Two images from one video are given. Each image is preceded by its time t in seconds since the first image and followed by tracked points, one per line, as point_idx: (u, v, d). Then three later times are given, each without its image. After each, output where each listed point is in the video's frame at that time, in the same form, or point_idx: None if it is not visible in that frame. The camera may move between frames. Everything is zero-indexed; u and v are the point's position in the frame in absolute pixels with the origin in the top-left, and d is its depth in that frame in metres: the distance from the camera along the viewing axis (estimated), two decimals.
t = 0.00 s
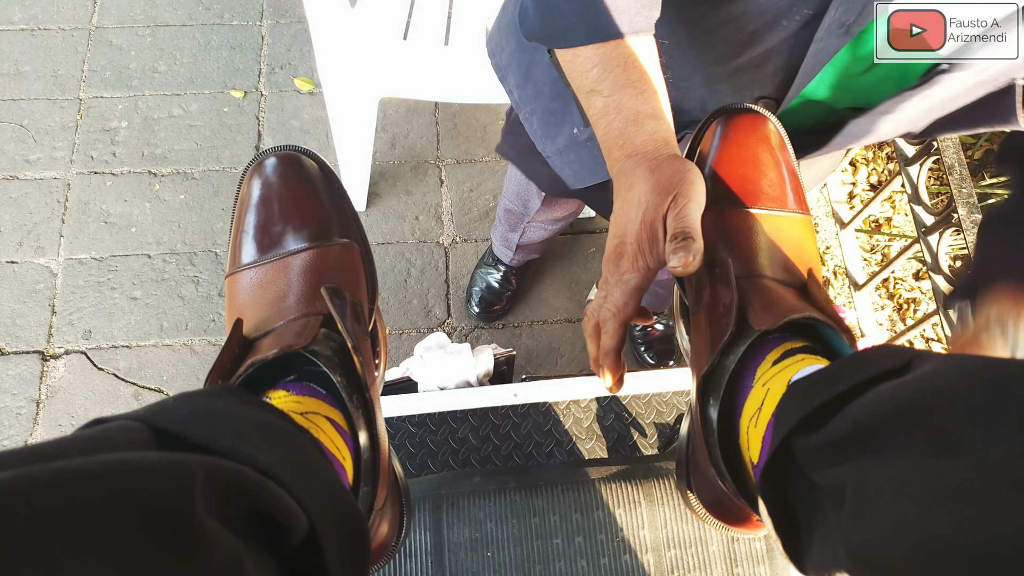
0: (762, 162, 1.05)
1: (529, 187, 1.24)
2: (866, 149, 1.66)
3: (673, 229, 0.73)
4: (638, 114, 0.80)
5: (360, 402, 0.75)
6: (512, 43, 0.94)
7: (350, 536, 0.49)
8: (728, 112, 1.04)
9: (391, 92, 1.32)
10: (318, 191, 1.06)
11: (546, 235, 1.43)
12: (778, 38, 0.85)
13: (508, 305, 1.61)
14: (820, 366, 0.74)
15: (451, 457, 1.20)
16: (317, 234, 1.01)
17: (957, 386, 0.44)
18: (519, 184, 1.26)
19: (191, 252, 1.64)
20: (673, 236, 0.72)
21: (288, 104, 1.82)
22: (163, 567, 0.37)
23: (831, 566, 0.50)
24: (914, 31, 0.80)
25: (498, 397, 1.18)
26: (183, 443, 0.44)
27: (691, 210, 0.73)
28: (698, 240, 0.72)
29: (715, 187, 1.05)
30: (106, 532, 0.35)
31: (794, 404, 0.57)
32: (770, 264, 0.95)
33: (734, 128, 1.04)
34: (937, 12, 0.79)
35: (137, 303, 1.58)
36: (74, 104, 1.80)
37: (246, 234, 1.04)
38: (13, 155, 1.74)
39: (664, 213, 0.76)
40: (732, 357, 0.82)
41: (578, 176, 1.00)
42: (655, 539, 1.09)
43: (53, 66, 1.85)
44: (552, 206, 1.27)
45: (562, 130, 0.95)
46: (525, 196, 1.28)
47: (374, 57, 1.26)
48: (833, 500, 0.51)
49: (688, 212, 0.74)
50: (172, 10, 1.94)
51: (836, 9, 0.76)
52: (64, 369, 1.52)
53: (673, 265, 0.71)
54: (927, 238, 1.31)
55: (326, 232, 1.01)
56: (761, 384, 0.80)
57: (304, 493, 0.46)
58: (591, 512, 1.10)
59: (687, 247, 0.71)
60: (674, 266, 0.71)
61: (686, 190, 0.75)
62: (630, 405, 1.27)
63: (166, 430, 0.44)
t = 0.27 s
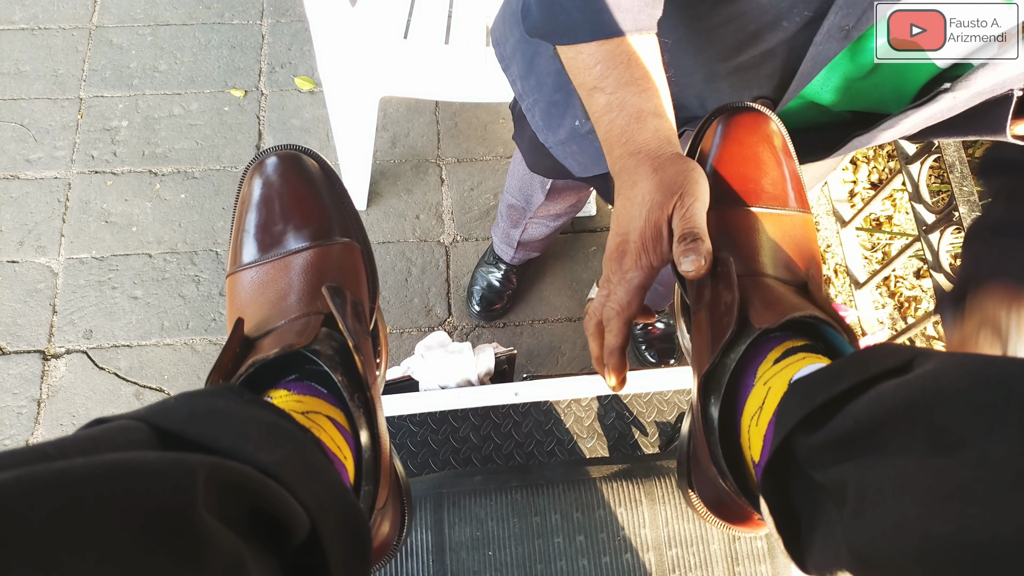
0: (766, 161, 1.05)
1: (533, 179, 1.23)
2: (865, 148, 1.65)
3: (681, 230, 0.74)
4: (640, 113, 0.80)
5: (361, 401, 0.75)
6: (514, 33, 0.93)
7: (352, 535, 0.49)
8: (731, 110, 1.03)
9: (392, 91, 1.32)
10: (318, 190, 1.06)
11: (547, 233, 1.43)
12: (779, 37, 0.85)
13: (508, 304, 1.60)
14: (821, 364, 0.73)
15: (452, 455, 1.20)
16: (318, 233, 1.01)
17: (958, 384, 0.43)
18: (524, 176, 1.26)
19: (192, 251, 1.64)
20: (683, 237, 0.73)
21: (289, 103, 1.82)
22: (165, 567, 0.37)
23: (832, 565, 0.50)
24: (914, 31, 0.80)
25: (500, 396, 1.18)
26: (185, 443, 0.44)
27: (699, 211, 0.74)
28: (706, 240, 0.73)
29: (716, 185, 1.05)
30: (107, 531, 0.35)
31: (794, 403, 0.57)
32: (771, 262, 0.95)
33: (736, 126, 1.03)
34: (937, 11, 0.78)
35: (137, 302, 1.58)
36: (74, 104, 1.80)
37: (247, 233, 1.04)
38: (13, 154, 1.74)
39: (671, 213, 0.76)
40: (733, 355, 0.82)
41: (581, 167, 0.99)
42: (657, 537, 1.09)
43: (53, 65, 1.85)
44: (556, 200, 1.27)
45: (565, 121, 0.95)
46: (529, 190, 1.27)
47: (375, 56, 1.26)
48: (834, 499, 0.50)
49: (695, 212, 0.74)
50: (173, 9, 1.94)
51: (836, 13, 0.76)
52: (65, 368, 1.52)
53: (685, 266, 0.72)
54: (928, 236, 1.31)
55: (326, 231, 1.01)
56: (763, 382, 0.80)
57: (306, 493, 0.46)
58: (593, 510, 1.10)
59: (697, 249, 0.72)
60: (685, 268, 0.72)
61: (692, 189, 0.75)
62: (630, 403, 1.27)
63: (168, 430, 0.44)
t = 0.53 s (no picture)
0: (769, 161, 1.05)
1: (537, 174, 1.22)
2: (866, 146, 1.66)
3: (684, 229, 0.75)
4: (642, 111, 0.80)
5: (362, 401, 0.75)
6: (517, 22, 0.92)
7: (354, 534, 0.49)
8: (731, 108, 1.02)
9: (392, 90, 1.32)
10: (319, 189, 1.06)
11: (548, 229, 1.43)
12: (779, 49, 0.85)
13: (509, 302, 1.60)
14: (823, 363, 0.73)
15: (453, 455, 1.20)
16: (319, 232, 1.01)
17: (959, 383, 0.43)
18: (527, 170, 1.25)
19: (192, 250, 1.64)
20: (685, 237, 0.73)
21: (290, 101, 1.82)
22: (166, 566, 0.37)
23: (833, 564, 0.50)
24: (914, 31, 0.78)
25: (499, 395, 1.20)
26: (186, 442, 0.44)
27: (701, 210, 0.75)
28: (708, 240, 0.74)
29: (717, 184, 1.05)
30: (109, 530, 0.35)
31: (795, 402, 0.57)
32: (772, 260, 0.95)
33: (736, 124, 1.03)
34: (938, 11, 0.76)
35: (138, 301, 1.58)
36: (75, 103, 1.80)
37: (248, 232, 1.04)
38: (14, 153, 1.74)
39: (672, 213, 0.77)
40: (733, 354, 0.82)
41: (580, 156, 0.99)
42: (657, 536, 1.09)
43: (54, 64, 1.85)
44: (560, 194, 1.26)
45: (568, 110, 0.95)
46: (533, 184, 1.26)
47: (375, 54, 1.26)
48: (835, 498, 0.50)
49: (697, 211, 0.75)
50: (173, 8, 1.94)
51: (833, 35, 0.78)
52: (66, 367, 1.52)
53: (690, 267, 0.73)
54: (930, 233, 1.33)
55: (327, 230, 1.01)
56: (763, 381, 0.80)
57: (307, 492, 0.46)
58: (594, 509, 1.10)
59: (700, 250, 0.73)
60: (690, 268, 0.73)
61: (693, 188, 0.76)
62: (631, 402, 1.27)
63: (169, 429, 0.44)
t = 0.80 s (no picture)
0: (767, 160, 1.05)
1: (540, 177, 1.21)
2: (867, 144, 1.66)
3: (683, 229, 0.75)
4: (641, 111, 0.79)
5: (364, 399, 0.75)
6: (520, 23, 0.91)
7: (356, 533, 0.49)
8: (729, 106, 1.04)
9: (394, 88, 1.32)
10: (319, 188, 1.06)
11: (556, 230, 1.42)
12: (779, 53, 0.90)
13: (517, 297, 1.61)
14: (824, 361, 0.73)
15: (455, 453, 1.20)
16: (320, 231, 1.01)
17: (961, 382, 0.43)
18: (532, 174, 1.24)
19: (193, 249, 1.64)
20: (684, 237, 0.74)
21: (290, 100, 1.82)
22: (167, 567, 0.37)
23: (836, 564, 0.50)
24: (915, 31, 0.81)
25: (501, 393, 1.21)
26: (187, 441, 0.44)
27: (699, 210, 0.75)
28: (709, 240, 0.73)
29: (719, 182, 1.04)
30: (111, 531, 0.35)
31: (798, 401, 0.56)
32: (774, 259, 0.95)
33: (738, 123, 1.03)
34: (938, 12, 0.80)
35: (140, 300, 1.58)
36: (75, 102, 1.80)
37: (248, 232, 1.04)
38: (15, 152, 1.74)
39: (671, 213, 0.77)
40: (735, 353, 0.82)
41: (578, 160, 0.99)
42: (659, 535, 1.09)
43: (54, 64, 1.85)
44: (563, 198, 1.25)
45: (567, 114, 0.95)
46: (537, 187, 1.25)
47: (376, 52, 1.26)
48: (837, 497, 0.50)
49: (696, 211, 0.75)
50: (174, 7, 1.94)
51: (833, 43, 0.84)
52: (67, 366, 1.52)
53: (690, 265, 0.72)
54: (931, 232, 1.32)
55: (328, 229, 1.01)
56: (764, 380, 0.80)
57: (308, 491, 0.46)
58: (595, 508, 1.10)
59: (700, 250, 0.73)
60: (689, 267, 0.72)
61: (693, 189, 0.75)
62: (633, 401, 1.27)
63: (170, 429, 0.44)
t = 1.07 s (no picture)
0: (769, 160, 1.06)
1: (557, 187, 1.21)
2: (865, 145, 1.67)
3: (682, 230, 0.74)
4: (632, 114, 0.80)
5: (362, 403, 0.74)
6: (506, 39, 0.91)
7: (355, 539, 0.49)
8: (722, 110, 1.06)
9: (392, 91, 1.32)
10: (317, 191, 1.06)
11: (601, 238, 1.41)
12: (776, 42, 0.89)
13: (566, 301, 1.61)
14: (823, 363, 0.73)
15: (453, 456, 1.19)
16: (318, 235, 1.00)
17: (960, 383, 0.43)
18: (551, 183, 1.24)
19: (191, 252, 1.64)
20: (684, 238, 0.73)
21: (288, 103, 1.82)
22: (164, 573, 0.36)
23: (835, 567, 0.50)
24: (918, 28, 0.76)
25: (500, 396, 1.20)
26: (185, 446, 0.44)
27: (698, 211, 0.75)
28: (709, 241, 0.73)
29: (717, 184, 1.04)
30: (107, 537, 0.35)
31: (796, 403, 0.56)
32: (772, 260, 0.94)
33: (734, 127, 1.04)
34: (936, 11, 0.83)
35: (137, 303, 1.58)
36: (73, 105, 1.79)
37: (246, 235, 1.04)
38: (12, 156, 1.74)
39: (669, 214, 0.76)
40: (734, 355, 0.81)
41: (577, 171, 1.00)
42: (659, 537, 1.08)
43: (51, 67, 1.84)
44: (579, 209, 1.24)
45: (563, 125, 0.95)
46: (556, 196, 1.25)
47: (374, 55, 1.26)
48: (836, 499, 0.50)
49: (695, 212, 0.75)
50: (171, 10, 1.94)
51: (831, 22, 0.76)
52: (64, 370, 1.51)
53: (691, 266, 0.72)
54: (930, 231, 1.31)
55: (326, 232, 1.01)
56: (763, 382, 0.80)
57: (306, 496, 0.46)
58: (594, 511, 1.10)
59: (700, 251, 0.72)
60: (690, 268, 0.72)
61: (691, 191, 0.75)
62: (632, 403, 1.27)
63: (168, 434, 0.44)
